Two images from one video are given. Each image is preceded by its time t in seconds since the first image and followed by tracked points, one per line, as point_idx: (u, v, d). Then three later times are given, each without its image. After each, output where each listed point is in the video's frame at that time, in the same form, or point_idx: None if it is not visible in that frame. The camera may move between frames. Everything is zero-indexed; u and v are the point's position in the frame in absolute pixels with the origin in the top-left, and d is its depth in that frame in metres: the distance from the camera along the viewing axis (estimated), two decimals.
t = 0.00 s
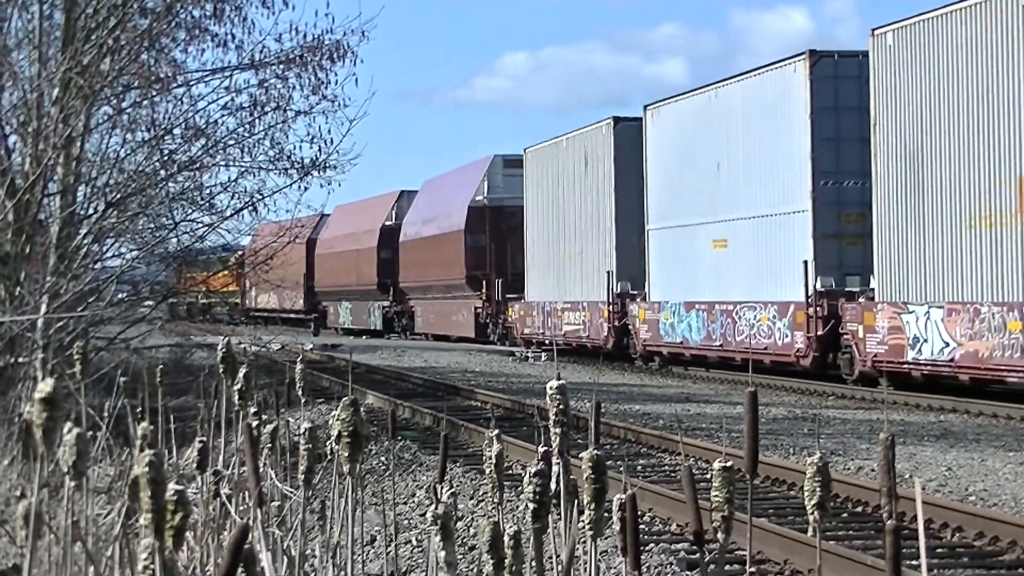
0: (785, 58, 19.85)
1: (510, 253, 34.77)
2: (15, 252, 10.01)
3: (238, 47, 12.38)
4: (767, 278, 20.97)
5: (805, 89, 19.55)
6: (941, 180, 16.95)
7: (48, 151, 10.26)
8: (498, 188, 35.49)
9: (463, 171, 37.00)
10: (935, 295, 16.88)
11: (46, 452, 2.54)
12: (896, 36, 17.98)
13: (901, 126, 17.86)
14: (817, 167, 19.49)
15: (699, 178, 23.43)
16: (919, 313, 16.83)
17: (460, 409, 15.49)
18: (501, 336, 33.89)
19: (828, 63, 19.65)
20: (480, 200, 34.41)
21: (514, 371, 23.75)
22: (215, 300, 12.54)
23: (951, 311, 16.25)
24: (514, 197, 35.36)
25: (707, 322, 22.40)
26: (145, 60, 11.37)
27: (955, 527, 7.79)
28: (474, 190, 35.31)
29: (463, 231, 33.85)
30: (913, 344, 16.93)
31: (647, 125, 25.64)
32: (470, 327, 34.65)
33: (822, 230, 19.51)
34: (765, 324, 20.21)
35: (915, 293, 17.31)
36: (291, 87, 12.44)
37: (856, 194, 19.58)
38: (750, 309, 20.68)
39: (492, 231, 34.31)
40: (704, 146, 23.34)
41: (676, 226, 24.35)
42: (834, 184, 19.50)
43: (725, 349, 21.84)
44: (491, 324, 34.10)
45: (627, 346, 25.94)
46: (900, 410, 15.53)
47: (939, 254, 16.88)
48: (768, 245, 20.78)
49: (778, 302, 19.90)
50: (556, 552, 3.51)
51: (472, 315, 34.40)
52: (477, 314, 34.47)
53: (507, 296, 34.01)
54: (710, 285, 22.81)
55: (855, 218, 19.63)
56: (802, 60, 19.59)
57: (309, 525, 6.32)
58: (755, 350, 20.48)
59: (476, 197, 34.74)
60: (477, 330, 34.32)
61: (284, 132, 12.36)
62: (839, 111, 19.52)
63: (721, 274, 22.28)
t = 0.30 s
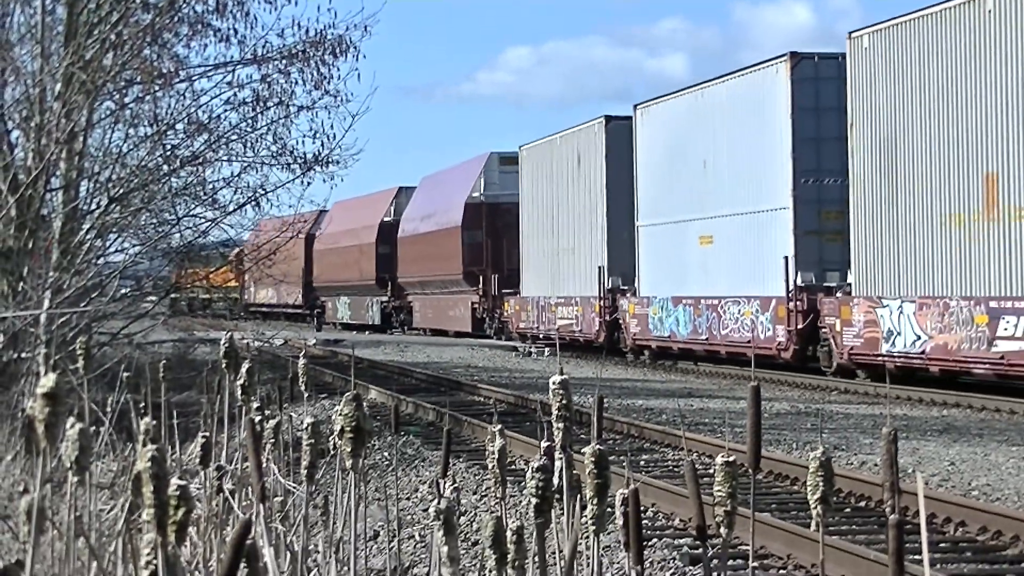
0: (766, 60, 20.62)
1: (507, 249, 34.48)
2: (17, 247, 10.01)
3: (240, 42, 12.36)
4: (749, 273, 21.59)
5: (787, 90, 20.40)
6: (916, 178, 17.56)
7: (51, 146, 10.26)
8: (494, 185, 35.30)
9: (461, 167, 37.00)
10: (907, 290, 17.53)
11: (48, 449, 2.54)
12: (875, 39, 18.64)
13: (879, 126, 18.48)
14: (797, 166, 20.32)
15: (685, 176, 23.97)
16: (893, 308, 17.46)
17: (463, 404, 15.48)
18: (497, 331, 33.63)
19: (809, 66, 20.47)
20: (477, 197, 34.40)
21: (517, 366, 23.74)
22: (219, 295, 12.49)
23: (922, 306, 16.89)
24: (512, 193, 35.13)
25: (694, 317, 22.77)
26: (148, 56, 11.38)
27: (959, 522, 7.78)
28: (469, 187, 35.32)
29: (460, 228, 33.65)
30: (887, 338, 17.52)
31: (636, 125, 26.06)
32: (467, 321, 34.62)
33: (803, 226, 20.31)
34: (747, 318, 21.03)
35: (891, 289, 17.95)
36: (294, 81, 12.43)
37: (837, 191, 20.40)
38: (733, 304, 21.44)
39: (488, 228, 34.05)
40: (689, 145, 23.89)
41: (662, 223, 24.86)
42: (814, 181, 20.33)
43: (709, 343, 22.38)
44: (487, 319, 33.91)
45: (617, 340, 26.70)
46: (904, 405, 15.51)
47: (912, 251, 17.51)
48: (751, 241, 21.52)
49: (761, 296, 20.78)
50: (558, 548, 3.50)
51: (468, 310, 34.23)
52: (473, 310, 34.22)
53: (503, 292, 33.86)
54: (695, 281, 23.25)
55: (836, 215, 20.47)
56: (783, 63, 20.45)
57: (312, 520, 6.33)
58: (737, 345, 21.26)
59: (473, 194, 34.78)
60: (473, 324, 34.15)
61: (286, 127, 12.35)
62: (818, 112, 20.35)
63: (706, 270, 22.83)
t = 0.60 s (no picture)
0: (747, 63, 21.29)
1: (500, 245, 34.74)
2: (17, 244, 10.00)
3: (240, 38, 12.34)
4: (733, 270, 22.20)
5: (767, 91, 21.12)
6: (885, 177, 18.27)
7: (51, 142, 10.24)
8: (488, 183, 35.52)
9: (455, 165, 37.11)
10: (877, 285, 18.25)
11: (49, 445, 2.54)
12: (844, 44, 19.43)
13: (850, 125, 19.21)
14: (777, 165, 21.02)
15: (667, 174, 24.52)
16: (866, 302, 18.17)
17: (463, 400, 15.50)
18: (491, 326, 33.83)
19: (787, 67, 21.23)
20: (470, 195, 34.56)
21: (518, 362, 23.75)
22: (222, 293, 12.47)
23: (892, 301, 17.59)
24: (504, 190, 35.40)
25: (679, 312, 23.32)
26: (148, 52, 11.37)
27: (959, 518, 7.78)
28: (463, 185, 35.48)
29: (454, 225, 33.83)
30: (861, 332, 18.23)
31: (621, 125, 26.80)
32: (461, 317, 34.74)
33: (782, 222, 20.99)
34: (729, 313, 21.60)
35: (862, 285, 18.65)
36: (293, 78, 12.41)
37: (814, 189, 21.13)
38: (716, 299, 22.01)
39: (481, 225, 34.28)
40: (671, 144, 24.45)
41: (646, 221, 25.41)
42: (793, 180, 21.05)
43: (693, 338, 22.93)
44: (481, 315, 34.06)
45: (606, 335, 27.23)
46: (904, 400, 15.53)
47: (881, 247, 18.24)
48: (734, 238, 22.13)
49: (742, 292, 21.37)
50: (560, 544, 3.50)
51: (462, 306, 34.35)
52: (467, 306, 34.40)
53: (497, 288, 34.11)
54: (679, 277, 23.78)
55: (813, 213, 21.19)
56: (763, 65, 21.16)
57: (311, 516, 6.32)
58: (722, 340, 21.83)
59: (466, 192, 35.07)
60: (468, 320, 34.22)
61: (286, 124, 12.34)
62: (797, 112, 21.10)
63: (689, 267, 23.39)
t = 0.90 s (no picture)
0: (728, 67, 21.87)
1: (495, 243, 34.98)
2: (18, 241, 9.99)
3: (241, 35, 12.34)
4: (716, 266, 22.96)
5: (748, 94, 21.75)
6: (861, 177, 19.11)
7: (51, 139, 10.24)
8: (482, 182, 35.64)
9: (450, 164, 37.40)
10: (852, 282, 19.09)
11: (49, 442, 2.53)
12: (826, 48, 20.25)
13: (830, 127, 20.06)
14: (758, 166, 21.65)
15: (655, 173, 25.23)
16: (841, 299, 19.00)
17: (464, 397, 15.53)
18: (486, 322, 34.34)
19: (769, 71, 21.86)
20: (465, 194, 34.92)
21: (518, 359, 23.79)
22: (219, 290, 12.47)
23: (866, 298, 18.45)
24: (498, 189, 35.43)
25: (665, 308, 24.02)
26: (148, 49, 11.38)
27: (959, 515, 7.78)
28: (458, 184, 35.75)
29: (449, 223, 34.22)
30: (836, 328, 19.03)
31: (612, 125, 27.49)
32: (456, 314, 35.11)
33: (762, 221, 21.65)
34: (712, 310, 22.28)
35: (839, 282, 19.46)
36: (294, 74, 12.41)
37: (794, 189, 21.75)
38: (700, 296, 22.72)
39: (477, 223, 34.67)
40: (658, 144, 25.14)
41: (635, 218, 26.14)
42: (773, 180, 21.67)
43: (678, 334, 23.57)
44: (476, 312, 34.56)
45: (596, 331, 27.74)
46: (905, 398, 15.53)
47: (858, 244, 19.08)
48: (717, 236, 22.86)
49: (724, 289, 22.03)
50: (561, 540, 3.50)
51: (457, 303, 34.83)
52: (462, 303, 34.84)
53: (491, 285, 34.57)
54: (666, 273, 24.50)
55: (793, 212, 21.81)
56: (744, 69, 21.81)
57: (312, 513, 6.33)
58: (705, 335, 22.48)
59: (462, 190, 35.23)
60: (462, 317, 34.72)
61: (287, 121, 12.34)
62: (778, 115, 21.72)
63: (675, 264, 24.13)
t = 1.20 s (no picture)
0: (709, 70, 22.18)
1: (489, 242, 35.24)
2: (18, 240, 9.98)
3: (239, 34, 12.33)
4: (697, 264, 23.25)
5: (728, 97, 22.03)
6: (835, 176, 19.49)
7: (50, 138, 10.22)
8: (475, 182, 35.89)
9: (444, 164, 37.61)
10: (827, 279, 19.46)
11: (48, 441, 2.54)
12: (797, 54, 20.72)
13: (804, 128, 20.45)
14: (738, 166, 21.91)
15: (637, 173, 25.49)
16: (815, 296, 19.41)
17: (463, 395, 15.53)
18: (479, 320, 34.57)
19: (748, 74, 22.17)
20: (459, 194, 35.04)
21: (516, 357, 23.80)
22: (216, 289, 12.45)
23: (840, 295, 18.84)
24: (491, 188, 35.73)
25: (650, 305, 24.21)
26: (147, 48, 11.38)
27: (959, 511, 7.80)
28: (451, 184, 35.96)
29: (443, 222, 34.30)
30: (813, 324, 19.34)
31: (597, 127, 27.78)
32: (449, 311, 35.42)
33: (742, 221, 21.94)
34: (695, 306, 22.55)
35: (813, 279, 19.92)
36: (293, 73, 12.41)
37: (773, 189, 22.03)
38: (684, 293, 22.96)
39: (470, 222, 34.78)
40: (640, 145, 25.39)
41: (618, 217, 26.43)
42: (753, 180, 21.95)
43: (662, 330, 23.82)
44: (468, 309, 34.67)
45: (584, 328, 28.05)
46: (904, 394, 15.53)
47: (832, 242, 19.46)
48: (700, 234, 23.14)
49: (706, 286, 22.31)
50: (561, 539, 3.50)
51: (450, 301, 34.95)
52: (455, 301, 34.95)
53: (484, 283, 34.64)
54: (649, 272, 24.74)
55: (772, 211, 22.10)
56: (724, 72, 22.11)
57: (311, 512, 6.31)
58: (688, 331, 22.73)
59: (455, 190, 35.42)
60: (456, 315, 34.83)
61: (286, 120, 12.34)
62: (757, 116, 22.01)
63: (659, 262, 24.39)
